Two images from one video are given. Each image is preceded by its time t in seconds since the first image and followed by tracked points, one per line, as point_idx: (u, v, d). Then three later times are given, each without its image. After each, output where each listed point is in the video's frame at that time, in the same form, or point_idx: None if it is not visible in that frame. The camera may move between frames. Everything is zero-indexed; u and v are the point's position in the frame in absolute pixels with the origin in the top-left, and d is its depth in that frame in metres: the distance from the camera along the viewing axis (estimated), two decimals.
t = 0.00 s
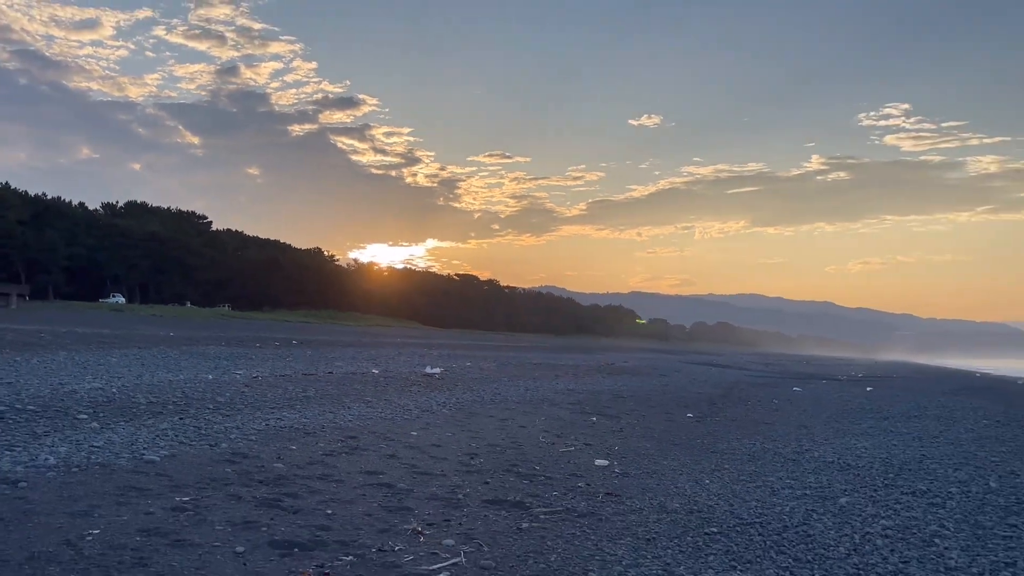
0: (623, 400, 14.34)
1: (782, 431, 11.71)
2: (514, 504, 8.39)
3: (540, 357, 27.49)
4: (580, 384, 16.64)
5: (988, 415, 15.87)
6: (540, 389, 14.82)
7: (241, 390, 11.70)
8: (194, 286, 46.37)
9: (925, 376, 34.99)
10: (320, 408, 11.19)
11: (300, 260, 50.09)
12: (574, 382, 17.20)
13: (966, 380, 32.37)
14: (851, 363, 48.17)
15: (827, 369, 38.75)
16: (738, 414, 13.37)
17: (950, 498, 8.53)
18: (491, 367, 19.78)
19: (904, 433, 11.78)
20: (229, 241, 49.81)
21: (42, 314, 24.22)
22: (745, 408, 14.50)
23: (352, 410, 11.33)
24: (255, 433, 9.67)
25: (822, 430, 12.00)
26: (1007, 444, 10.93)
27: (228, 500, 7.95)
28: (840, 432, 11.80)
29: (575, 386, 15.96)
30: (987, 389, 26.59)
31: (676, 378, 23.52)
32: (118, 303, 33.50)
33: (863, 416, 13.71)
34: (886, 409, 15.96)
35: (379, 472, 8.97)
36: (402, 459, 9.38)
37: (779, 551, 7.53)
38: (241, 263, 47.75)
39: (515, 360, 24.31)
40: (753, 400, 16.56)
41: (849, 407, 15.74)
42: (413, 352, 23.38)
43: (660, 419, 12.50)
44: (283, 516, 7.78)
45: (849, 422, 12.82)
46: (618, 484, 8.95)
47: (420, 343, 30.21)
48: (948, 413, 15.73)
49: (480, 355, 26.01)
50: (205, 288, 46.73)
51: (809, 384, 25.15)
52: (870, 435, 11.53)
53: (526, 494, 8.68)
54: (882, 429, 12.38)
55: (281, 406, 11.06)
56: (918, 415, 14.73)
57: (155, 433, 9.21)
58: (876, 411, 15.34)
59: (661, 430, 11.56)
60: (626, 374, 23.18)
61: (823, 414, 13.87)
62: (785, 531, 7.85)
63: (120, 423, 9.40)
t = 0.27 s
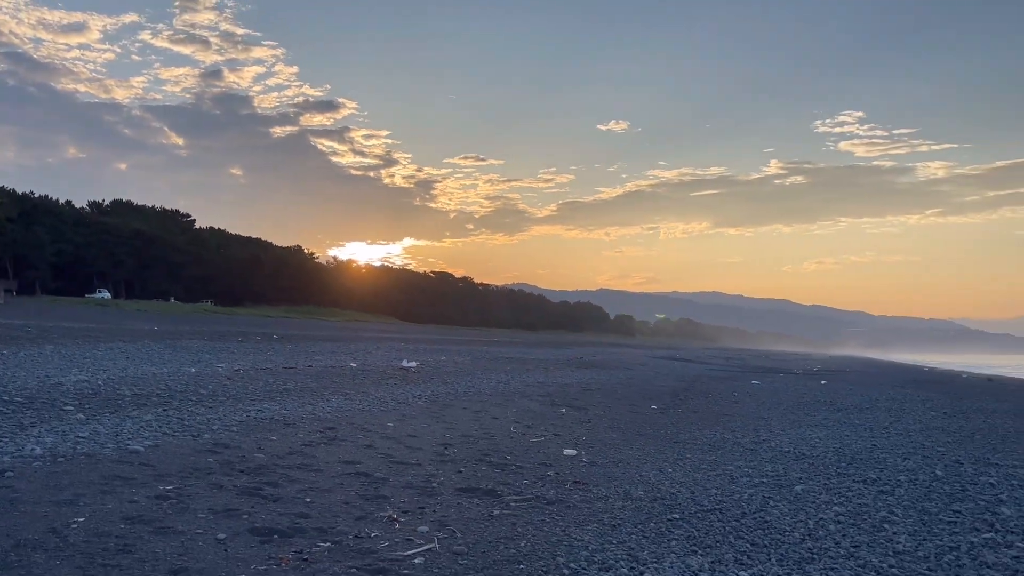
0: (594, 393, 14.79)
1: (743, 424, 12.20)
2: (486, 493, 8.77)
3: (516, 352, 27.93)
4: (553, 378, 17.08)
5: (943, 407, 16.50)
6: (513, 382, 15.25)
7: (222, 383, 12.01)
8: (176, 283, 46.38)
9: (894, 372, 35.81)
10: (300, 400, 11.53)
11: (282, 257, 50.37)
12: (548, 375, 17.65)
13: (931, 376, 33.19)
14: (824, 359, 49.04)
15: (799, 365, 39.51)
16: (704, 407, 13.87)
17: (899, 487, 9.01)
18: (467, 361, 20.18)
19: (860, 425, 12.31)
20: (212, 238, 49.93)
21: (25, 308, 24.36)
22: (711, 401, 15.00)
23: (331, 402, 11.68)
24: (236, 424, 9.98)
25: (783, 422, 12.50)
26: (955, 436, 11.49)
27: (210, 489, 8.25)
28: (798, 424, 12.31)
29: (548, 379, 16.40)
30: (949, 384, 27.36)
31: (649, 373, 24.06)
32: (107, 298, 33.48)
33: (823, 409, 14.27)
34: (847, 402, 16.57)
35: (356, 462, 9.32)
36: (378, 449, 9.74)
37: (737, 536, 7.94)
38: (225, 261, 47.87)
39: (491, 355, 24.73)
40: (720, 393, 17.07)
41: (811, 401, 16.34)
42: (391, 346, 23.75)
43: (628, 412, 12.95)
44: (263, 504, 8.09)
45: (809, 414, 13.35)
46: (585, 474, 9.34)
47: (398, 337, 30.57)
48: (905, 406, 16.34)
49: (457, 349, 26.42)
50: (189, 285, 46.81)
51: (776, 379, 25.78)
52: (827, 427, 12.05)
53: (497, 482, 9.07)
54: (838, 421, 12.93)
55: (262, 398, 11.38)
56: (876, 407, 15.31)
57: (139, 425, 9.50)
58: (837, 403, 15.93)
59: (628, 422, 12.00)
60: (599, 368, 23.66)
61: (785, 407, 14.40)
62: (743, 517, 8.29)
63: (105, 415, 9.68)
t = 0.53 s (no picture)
0: (567, 385, 15.49)
1: (704, 415, 12.97)
2: (462, 477, 9.45)
3: (497, 347, 28.61)
4: (529, 370, 17.77)
5: (898, 399, 17.36)
6: (493, 374, 15.95)
7: (215, 374, 12.61)
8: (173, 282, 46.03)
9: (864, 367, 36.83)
10: (288, 390, 12.16)
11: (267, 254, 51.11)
12: (525, 368, 18.34)
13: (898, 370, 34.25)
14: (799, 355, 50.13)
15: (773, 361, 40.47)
16: (671, 399, 14.63)
17: (843, 472, 9.75)
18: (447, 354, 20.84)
19: (814, 415, 13.09)
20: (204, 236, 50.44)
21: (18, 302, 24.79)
22: (678, 393, 15.74)
23: (317, 392, 12.32)
24: (227, 413, 10.59)
25: (743, 413, 13.26)
26: (901, 426, 12.29)
27: (203, 473, 8.83)
28: (757, 414, 13.08)
29: (524, 372, 17.09)
30: (912, 379, 28.33)
31: (623, 367, 24.82)
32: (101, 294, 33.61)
33: (783, 400, 15.08)
34: (808, 393, 17.42)
35: (341, 448, 9.97)
36: (361, 437, 10.40)
37: (693, 517, 8.64)
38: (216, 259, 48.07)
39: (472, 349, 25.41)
40: (688, 385, 17.83)
41: (775, 392, 17.18)
42: (374, 341, 24.37)
43: (598, 403, 13.66)
44: (253, 488, 8.69)
45: (769, 405, 14.14)
46: (553, 461, 10.06)
47: (381, 332, 31.17)
48: (862, 397, 17.18)
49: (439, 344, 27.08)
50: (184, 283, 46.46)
51: (747, 373, 26.64)
52: (783, 417, 12.81)
53: (472, 468, 9.76)
54: (796, 411, 13.73)
55: (252, 388, 12.00)
56: (834, 398, 16.13)
57: (136, 414, 10.09)
58: (798, 395, 16.75)
59: (598, 414, 12.71)
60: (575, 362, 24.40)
61: (747, 398, 15.17)
62: (699, 500, 8.99)
63: (103, 405, 10.26)
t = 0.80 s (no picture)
0: (539, 377, 16.07)
1: (669, 405, 13.59)
2: (437, 465, 9.97)
3: (473, 342, 29.17)
4: (503, 364, 18.34)
5: (853, 391, 18.15)
6: (468, 367, 16.49)
7: (200, 367, 13.04)
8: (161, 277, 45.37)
9: (830, 363, 37.84)
10: (270, 382, 12.61)
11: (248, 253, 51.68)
12: (501, 362, 18.91)
13: (861, 366, 35.31)
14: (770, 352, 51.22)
15: (743, 356, 41.41)
16: (639, 391, 15.26)
17: (795, 459, 10.38)
18: (423, 348, 21.35)
19: (772, 406, 13.77)
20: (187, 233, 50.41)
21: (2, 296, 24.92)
22: (646, 385, 16.38)
23: (299, 384, 12.78)
24: (213, 404, 11.03)
25: (706, 404, 13.90)
26: (851, 416, 13.01)
27: (189, 461, 9.26)
28: (719, 405, 13.74)
29: (497, 365, 17.65)
30: (873, 374, 29.30)
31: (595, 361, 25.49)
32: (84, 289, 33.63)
33: (746, 392, 15.76)
34: (771, 386, 18.15)
35: (321, 437, 10.44)
36: (341, 426, 10.88)
37: (654, 500, 9.20)
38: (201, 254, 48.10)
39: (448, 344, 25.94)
40: (656, 378, 18.49)
41: (740, 385, 17.88)
42: (355, 335, 24.84)
43: (568, 395, 14.24)
44: (237, 475, 9.12)
45: (731, 397, 14.80)
46: (523, 449, 10.63)
47: (359, 327, 31.61)
48: (820, 390, 17.95)
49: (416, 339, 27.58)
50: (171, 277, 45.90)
51: (714, 368, 27.44)
52: (743, 408, 13.47)
53: (447, 456, 10.30)
54: (757, 402, 14.41)
55: (236, 380, 12.44)
56: (792, 390, 16.88)
57: (125, 405, 10.50)
58: (761, 387, 17.47)
59: (567, 405, 13.28)
60: (548, 357, 25.01)
61: (711, 390, 15.84)
62: (660, 485, 9.57)
63: (92, 396, 10.66)
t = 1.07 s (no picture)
0: (512, 372, 16.37)
1: (638, 399, 13.97)
2: (413, 457, 10.24)
3: (448, 339, 29.42)
4: (478, 359, 18.63)
5: (818, 385, 18.67)
6: (443, 362, 16.77)
7: (178, 361, 13.19)
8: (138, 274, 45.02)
9: (800, 359, 38.56)
10: (248, 377, 12.80)
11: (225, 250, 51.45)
12: (475, 357, 19.22)
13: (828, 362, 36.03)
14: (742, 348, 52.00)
15: (715, 352, 42.06)
16: (609, 385, 15.64)
17: (759, 451, 10.75)
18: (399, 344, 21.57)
19: (738, 399, 14.18)
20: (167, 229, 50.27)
21: None
22: (617, 379, 16.74)
23: (276, 378, 12.97)
24: (191, 398, 11.20)
25: (674, 397, 14.28)
26: (813, 409, 13.44)
27: (168, 454, 9.42)
28: (687, 399, 14.14)
29: (472, 360, 17.93)
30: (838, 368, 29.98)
31: (569, 357, 25.84)
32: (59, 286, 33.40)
33: (713, 386, 16.20)
34: (737, 380, 18.64)
35: (298, 431, 10.65)
36: (318, 420, 11.10)
37: (623, 491, 9.50)
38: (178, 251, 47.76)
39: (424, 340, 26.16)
40: (627, 373, 18.87)
41: (707, 378, 18.35)
42: (332, 332, 25.02)
43: (541, 389, 14.55)
44: (215, 468, 9.30)
45: (698, 390, 15.22)
46: (497, 443, 10.93)
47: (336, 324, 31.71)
48: (786, 384, 18.44)
49: (392, 334, 27.78)
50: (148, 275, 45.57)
51: (685, 363, 27.90)
52: (710, 402, 13.86)
53: (422, 448, 10.57)
54: (723, 395, 14.84)
55: (214, 375, 12.61)
56: (758, 384, 17.34)
57: (104, 400, 10.64)
58: (727, 381, 17.94)
59: (540, 399, 13.59)
60: (523, 353, 25.32)
61: (680, 384, 16.23)
62: (629, 476, 9.88)
63: (71, 390, 10.79)
